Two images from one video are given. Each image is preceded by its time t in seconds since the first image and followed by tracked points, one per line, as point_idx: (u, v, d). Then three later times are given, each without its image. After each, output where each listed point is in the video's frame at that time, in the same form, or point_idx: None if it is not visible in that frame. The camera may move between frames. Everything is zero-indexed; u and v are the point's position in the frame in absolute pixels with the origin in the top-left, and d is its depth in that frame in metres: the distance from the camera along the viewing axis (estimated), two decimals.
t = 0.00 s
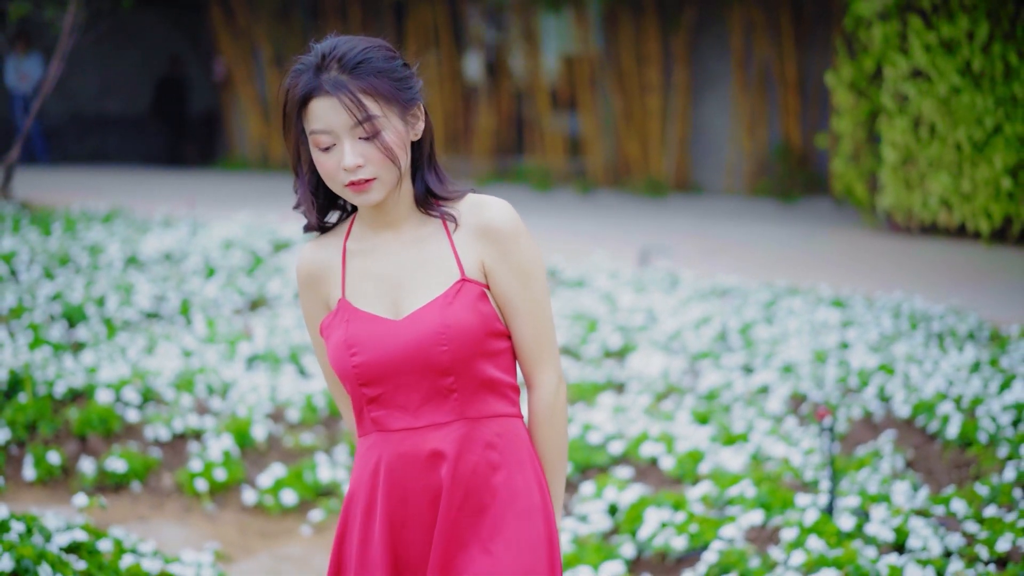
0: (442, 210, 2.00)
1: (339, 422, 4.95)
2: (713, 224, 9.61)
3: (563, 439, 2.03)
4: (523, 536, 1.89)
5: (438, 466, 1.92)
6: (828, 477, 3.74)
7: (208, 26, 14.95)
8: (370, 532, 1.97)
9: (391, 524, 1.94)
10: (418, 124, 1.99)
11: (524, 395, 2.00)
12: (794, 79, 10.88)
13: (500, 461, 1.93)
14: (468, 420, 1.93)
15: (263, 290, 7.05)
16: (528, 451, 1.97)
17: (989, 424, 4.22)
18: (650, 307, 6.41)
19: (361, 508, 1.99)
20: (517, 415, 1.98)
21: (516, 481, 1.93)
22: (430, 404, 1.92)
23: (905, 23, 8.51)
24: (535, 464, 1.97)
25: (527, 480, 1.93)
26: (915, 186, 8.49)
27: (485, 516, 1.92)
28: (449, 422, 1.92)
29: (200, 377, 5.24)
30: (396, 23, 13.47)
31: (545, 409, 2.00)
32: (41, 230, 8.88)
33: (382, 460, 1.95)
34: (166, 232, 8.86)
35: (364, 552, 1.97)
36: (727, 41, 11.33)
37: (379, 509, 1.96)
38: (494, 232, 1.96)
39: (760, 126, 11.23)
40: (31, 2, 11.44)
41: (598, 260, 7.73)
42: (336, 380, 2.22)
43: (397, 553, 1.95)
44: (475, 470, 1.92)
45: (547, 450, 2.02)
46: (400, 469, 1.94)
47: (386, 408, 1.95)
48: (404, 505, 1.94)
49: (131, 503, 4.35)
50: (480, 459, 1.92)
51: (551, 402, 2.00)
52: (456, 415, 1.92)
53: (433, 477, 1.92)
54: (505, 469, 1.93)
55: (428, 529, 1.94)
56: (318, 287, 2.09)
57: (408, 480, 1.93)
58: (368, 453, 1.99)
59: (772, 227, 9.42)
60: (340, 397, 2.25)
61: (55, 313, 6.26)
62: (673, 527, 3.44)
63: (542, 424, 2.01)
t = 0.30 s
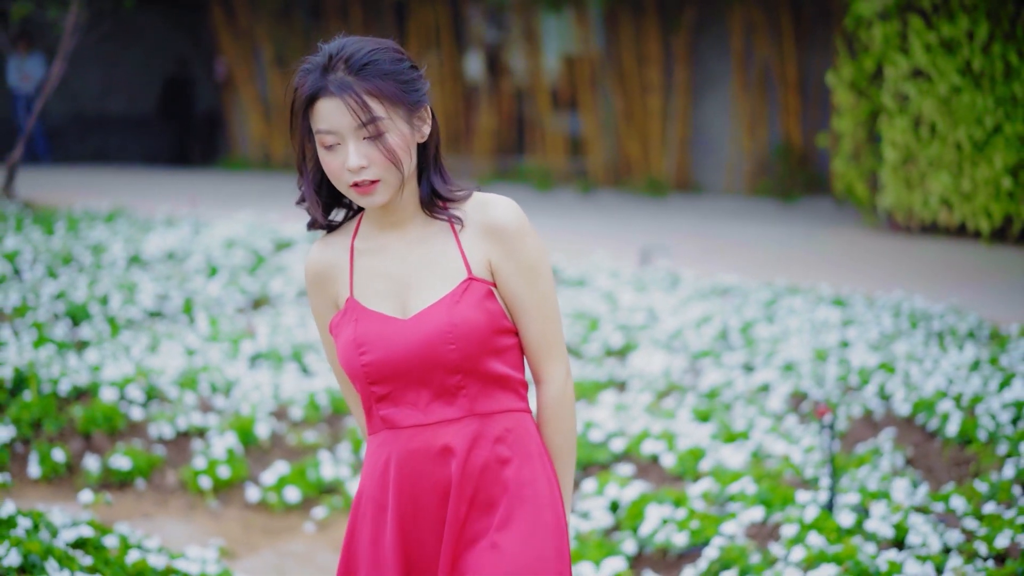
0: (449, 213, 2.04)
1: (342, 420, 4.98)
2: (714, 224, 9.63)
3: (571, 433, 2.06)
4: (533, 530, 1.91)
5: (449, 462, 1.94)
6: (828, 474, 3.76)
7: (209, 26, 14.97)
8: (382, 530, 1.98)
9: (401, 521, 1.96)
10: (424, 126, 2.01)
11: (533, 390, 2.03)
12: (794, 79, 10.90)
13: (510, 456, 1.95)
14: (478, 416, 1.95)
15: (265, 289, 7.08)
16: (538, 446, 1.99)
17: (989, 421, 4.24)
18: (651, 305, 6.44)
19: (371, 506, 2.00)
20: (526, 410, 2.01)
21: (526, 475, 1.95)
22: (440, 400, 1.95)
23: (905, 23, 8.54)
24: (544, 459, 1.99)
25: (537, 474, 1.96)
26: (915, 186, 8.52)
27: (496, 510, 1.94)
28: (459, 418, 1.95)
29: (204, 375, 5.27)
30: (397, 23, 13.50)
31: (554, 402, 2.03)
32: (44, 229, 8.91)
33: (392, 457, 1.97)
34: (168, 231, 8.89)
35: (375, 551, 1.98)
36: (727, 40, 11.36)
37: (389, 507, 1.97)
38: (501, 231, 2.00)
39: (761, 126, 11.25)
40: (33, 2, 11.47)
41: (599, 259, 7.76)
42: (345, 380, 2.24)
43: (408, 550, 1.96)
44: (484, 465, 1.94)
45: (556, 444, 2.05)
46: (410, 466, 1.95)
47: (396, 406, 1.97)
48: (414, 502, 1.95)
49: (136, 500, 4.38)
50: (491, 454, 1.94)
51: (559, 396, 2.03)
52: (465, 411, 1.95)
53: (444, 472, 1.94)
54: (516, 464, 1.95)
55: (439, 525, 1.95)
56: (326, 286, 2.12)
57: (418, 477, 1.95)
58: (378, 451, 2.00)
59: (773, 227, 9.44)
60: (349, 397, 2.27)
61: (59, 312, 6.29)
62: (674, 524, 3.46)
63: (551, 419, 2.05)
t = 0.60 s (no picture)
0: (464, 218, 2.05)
1: (346, 418, 5.01)
2: (715, 224, 9.66)
3: (581, 433, 2.09)
4: (540, 529, 1.93)
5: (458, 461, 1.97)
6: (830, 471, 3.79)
7: (212, 26, 15.02)
8: (392, 527, 2.01)
9: (410, 517, 1.99)
10: (440, 129, 2.02)
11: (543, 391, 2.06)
12: (796, 80, 10.92)
13: (520, 455, 1.98)
14: (487, 416, 1.98)
15: (269, 288, 7.11)
16: (547, 445, 2.02)
17: (989, 419, 4.27)
18: (653, 304, 6.47)
19: (381, 503, 2.03)
20: (536, 410, 2.04)
21: (535, 475, 1.98)
22: (450, 399, 1.97)
23: (906, 23, 8.57)
24: (553, 458, 2.02)
25: (546, 474, 1.98)
26: (917, 186, 8.55)
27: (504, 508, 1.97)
28: (468, 418, 1.97)
29: (208, 373, 5.30)
30: (400, 24, 13.55)
31: (565, 403, 2.07)
32: (48, 228, 8.95)
33: (401, 455, 2.00)
34: (172, 230, 8.93)
35: (384, 547, 2.01)
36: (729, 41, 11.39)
37: (398, 503, 2.00)
38: (515, 232, 2.02)
39: (763, 126, 11.26)
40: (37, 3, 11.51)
41: (601, 259, 7.79)
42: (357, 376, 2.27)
43: (416, 547, 1.99)
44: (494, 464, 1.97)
45: (565, 444, 2.09)
46: (420, 464, 1.98)
47: (407, 404, 2.00)
48: (423, 499, 1.98)
49: (142, 497, 4.41)
50: (500, 453, 1.97)
51: (570, 398, 2.06)
52: (475, 411, 1.97)
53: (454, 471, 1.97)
54: (525, 464, 1.98)
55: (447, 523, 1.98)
56: (342, 283, 2.14)
57: (427, 474, 1.98)
58: (389, 447, 2.03)
59: (774, 227, 9.47)
60: (360, 394, 2.30)
61: (64, 311, 6.33)
62: (677, 520, 3.49)
63: (561, 419, 2.08)
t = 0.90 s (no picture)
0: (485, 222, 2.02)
1: (351, 416, 5.03)
2: (717, 223, 9.70)
3: (593, 443, 2.06)
4: (547, 536, 1.91)
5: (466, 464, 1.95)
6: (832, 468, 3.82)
7: (215, 26, 15.06)
8: (398, 527, 1.99)
9: (417, 519, 1.96)
10: (463, 132, 1.99)
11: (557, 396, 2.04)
12: (798, 79, 10.94)
13: (529, 461, 1.95)
14: (498, 420, 1.96)
15: (273, 287, 7.14)
16: (557, 452, 2.00)
17: (990, 417, 4.30)
18: (655, 303, 6.49)
19: (388, 501, 2.01)
20: (548, 415, 2.01)
21: (544, 481, 1.95)
22: (461, 401, 1.95)
23: (908, 23, 8.60)
24: (563, 465, 1.99)
25: (554, 482, 1.96)
26: (919, 185, 8.58)
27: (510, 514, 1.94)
28: (478, 421, 1.95)
29: (214, 372, 5.33)
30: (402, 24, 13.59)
31: (579, 411, 2.04)
32: (52, 228, 8.98)
33: (410, 454, 1.97)
34: (176, 230, 8.96)
35: (389, 546, 1.99)
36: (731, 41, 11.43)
37: (404, 502, 1.98)
38: (534, 237, 2.00)
39: (764, 126, 11.29)
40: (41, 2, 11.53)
41: (603, 258, 7.81)
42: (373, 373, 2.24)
43: (421, 547, 1.97)
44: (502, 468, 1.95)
45: (577, 453, 2.06)
46: (428, 465, 1.96)
47: (417, 403, 1.98)
48: (430, 499, 1.96)
49: (148, 494, 4.44)
50: (508, 458, 1.95)
51: (584, 405, 2.04)
52: (486, 413, 1.95)
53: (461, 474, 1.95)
54: (534, 470, 1.95)
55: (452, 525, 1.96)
56: (360, 279, 2.12)
57: (435, 474, 1.95)
58: (398, 446, 2.01)
59: (776, 226, 9.50)
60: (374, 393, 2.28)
61: (70, 310, 6.37)
62: (681, 516, 3.52)
63: (574, 427, 2.05)
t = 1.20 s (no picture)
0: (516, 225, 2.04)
1: (358, 412, 5.06)
2: (719, 222, 9.73)
3: (610, 454, 2.08)
4: (555, 547, 1.94)
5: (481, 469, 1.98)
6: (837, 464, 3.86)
7: (218, 26, 15.12)
8: (410, 526, 2.02)
9: (429, 519, 1.99)
10: (496, 133, 2.01)
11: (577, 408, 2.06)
12: (800, 79, 10.98)
13: (544, 470, 1.98)
14: (516, 427, 1.98)
15: (278, 285, 7.17)
16: (574, 464, 2.01)
17: (993, 414, 4.33)
18: (659, 301, 6.53)
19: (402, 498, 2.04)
20: (567, 425, 2.03)
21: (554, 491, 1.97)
22: (480, 406, 1.98)
23: (911, 22, 8.64)
24: (579, 477, 2.01)
25: (566, 492, 1.98)
26: (921, 184, 8.61)
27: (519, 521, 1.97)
28: (496, 427, 1.98)
29: (222, 368, 5.36)
30: (405, 23, 13.64)
31: (598, 423, 2.05)
32: (58, 226, 9.02)
33: (426, 454, 2.01)
34: (180, 228, 9.00)
35: (400, 544, 2.03)
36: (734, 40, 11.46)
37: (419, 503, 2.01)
38: (565, 244, 2.01)
39: (767, 125, 11.33)
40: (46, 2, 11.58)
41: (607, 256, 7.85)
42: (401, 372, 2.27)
43: (431, 548, 2.00)
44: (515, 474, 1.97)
45: (594, 464, 2.08)
46: (443, 466, 1.99)
47: (437, 405, 2.01)
48: (443, 501, 1.99)
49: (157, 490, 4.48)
50: (524, 466, 1.97)
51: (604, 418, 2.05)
52: (503, 419, 1.98)
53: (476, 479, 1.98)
54: (548, 480, 1.98)
55: (463, 528, 1.99)
56: (389, 276, 2.15)
57: (449, 477, 1.99)
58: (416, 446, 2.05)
59: (778, 225, 9.53)
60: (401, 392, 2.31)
61: (76, 307, 6.42)
62: (686, 511, 3.56)
63: (593, 437, 2.07)
